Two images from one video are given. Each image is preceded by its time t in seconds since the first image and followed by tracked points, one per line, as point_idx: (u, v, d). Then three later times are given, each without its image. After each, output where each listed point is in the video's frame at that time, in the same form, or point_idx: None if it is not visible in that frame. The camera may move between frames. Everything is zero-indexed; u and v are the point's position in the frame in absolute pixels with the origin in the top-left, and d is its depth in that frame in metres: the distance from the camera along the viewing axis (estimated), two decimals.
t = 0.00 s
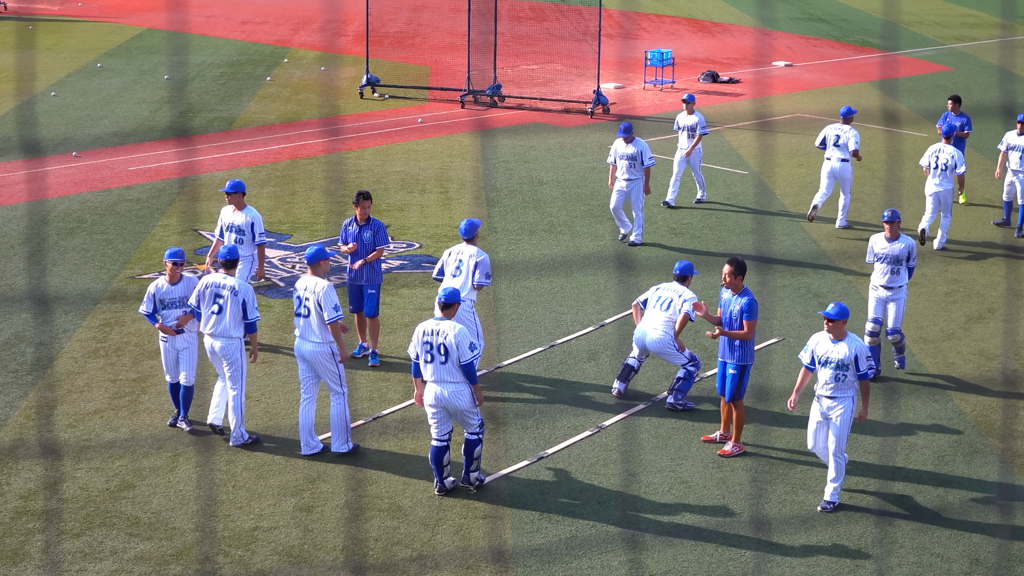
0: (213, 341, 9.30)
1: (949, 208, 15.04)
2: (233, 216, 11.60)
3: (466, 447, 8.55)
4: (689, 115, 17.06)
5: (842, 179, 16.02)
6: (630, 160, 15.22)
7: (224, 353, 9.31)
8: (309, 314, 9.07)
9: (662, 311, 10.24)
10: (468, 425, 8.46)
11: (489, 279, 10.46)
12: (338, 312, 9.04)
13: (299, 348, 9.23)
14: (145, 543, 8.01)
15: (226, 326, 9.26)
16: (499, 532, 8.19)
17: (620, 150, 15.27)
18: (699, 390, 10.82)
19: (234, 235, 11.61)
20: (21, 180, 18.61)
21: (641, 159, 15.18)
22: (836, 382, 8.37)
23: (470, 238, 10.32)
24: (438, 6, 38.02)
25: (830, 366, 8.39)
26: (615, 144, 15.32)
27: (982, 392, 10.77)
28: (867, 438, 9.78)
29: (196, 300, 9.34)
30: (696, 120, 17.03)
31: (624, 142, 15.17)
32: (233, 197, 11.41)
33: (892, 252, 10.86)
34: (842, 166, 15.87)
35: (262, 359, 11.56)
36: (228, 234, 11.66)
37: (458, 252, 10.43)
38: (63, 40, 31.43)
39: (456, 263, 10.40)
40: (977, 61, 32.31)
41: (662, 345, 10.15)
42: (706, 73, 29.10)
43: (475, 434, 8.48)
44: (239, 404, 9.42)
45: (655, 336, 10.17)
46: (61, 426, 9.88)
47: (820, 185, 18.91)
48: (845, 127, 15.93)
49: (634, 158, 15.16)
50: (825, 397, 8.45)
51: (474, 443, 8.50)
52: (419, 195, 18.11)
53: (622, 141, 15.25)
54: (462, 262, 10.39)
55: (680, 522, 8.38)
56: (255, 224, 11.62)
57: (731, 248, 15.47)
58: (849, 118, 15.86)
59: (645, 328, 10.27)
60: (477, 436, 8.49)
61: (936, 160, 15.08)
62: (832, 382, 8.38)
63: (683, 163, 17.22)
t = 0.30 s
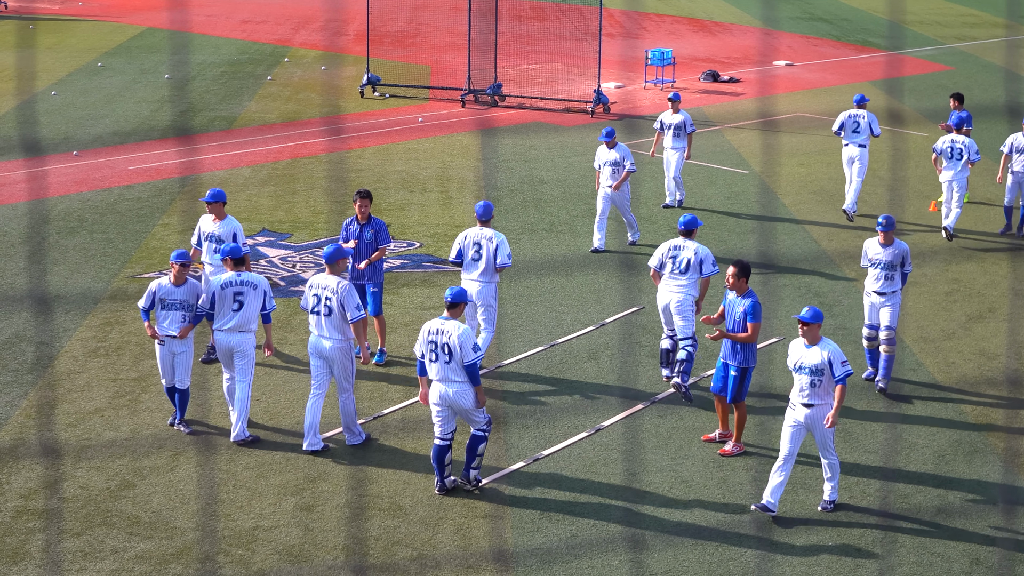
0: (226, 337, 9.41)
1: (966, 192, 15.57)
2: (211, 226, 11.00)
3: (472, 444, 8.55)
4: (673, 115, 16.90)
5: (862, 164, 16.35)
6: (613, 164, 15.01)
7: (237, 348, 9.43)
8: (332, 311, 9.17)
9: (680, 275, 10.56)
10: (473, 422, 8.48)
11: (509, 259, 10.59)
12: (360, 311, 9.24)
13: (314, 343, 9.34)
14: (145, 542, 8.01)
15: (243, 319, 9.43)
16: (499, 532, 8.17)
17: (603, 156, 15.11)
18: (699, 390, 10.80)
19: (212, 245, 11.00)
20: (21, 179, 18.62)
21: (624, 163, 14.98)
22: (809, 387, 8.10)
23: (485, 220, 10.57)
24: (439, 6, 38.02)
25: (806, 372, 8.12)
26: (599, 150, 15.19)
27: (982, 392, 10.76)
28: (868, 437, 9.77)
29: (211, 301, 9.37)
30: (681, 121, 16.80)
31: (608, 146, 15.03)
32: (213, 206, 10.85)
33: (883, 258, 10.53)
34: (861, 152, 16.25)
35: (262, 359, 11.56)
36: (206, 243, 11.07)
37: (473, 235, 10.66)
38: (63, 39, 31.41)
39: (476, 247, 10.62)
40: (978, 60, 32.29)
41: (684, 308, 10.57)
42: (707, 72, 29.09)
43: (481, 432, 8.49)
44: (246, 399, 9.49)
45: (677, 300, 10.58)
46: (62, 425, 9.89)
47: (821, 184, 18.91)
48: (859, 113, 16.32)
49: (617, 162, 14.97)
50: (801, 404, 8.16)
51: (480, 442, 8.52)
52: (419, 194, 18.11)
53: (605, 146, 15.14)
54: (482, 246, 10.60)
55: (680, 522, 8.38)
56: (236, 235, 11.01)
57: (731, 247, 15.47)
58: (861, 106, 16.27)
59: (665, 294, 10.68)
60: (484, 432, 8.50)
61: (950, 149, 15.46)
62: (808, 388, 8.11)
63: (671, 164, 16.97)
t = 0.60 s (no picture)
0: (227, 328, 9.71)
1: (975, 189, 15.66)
2: (193, 230, 10.92)
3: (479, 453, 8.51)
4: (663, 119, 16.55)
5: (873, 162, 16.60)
6: (597, 166, 14.75)
7: (241, 336, 9.75)
8: (349, 309, 9.27)
9: (690, 262, 10.90)
10: (479, 429, 8.45)
11: (528, 247, 10.88)
12: (383, 310, 9.55)
13: (328, 340, 9.37)
14: (145, 541, 8.01)
15: (245, 313, 9.70)
16: (500, 532, 8.18)
17: (586, 156, 14.86)
18: (698, 389, 10.81)
19: (194, 249, 10.91)
20: (21, 178, 18.61)
21: (608, 164, 14.74)
22: (773, 395, 7.99)
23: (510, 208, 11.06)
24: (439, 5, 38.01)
25: (770, 380, 7.99)
26: (581, 150, 14.94)
27: (982, 392, 10.76)
28: (868, 437, 9.78)
29: (212, 292, 9.59)
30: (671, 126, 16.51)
31: (591, 148, 14.78)
32: (193, 209, 10.76)
33: (883, 264, 10.35)
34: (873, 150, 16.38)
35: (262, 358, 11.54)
36: (188, 247, 10.95)
37: (498, 223, 11.09)
38: (63, 39, 31.40)
39: (499, 234, 11.03)
40: (978, 60, 32.28)
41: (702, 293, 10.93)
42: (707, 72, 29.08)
43: (488, 439, 8.44)
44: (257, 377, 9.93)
45: (693, 286, 10.93)
46: (62, 425, 9.89)
47: (821, 184, 18.92)
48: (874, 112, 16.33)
49: (602, 164, 14.70)
50: (767, 412, 8.05)
51: (486, 450, 8.46)
52: (419, 194, 18.11)
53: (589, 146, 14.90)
54: (504, 234, 10.99)
55: (679, 521, 8.38)
56: (214, 238, 10.88)
57: (731, 247, 15.46)
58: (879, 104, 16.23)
59: (683, 282, 11.01)
60: (489, 442, 8.45)
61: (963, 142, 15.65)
62: (773, 396, 8.00)
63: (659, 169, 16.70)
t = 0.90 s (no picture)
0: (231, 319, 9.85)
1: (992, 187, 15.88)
2: (169, 237, 10.47)
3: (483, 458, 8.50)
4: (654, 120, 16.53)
5: (885, 159, 17.01)
6: (582, 171, 14.57)
7: (244, 328, 9.90)
8: (350, 306, 9.32)
9: (707, 267, 10.93)
10: (484, 433, 8.40)
11: (551, 242, 11.20)
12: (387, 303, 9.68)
13: (330, 335, 9.39)
14: (145, 541, 8.01)
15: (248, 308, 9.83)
16: (499, 531, 8.17)
17: (571, 162, 14.70)
18: (698, 389, 10.80)
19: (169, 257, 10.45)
20: (21, 178, 18.60)
21: (593, 171, 14.56)
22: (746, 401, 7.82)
23: (532, 200, 11.33)
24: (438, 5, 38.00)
25: (743, 387, 7.83)
26: (565, 156, 14.76)
27: (982, 391, 10.76)
28: (868, 436, 9.78)
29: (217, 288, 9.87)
30: (661, 128, 16.47)
31: (574, 153, 14.60)
32: (170, 217, 10.33)
33: (879, 269, 10.05)
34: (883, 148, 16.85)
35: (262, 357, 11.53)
36: (162, 255, 10.48)
37: (518, 215, 11.35)
38: (62, 38, 31.38)
39: (520, 227, 11.30)
40: (978, 60, 32.26)
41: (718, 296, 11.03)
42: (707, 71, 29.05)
43: (491, 443, 8.39)
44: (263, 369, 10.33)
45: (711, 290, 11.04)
46: (62, 424, 9.88)
47: (821, 184, 18.91)
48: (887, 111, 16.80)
49: (587, 169, 14.54)
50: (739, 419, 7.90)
51: (487, 454, 8.42)
52: (419, 193, 18.10)
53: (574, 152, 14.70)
54: (525, 226, 11.27)
55: (680, 521, 8.37)
56: (191, 246, 10.44)
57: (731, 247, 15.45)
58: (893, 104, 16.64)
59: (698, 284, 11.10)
60: (492, 448, 8.40)
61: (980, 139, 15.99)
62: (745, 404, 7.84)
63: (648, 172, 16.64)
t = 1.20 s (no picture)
0: (246, 306, 10.12)
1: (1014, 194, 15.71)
2: (147, 244, 10.17)
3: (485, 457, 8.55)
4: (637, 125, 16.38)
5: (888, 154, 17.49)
6: (562, 177, 14.28)
7: (256, 318, 10.13)
8: (343, 300, 9.40)
9: (727, 250, 11.13)
10: (489, 433, 8.46)
11: (562, 267, 11.20)
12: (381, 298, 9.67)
13: (330, 331, 9.48)
14: (145, 542, 8.01)
15: (257, 294, 10.09)
16: (499, 533, 8.17)
17: (552, 168, 14.32)
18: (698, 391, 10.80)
19: (149, 264, 10.20)
20: (22, 178, 18.62)
21: (574, 177, 14.25)
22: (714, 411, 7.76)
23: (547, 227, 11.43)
24: (439, 6, 38.03)
25: (711, 396, 7.76)
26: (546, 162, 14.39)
27: (982, 392, 10.76)
28: (867, 437, 9.78)
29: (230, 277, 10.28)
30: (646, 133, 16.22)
31: (556, 159, 14.30)
32: (150, 223, 10.04)
33: (871, 277, 9.99)
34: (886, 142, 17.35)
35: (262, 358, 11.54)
36: (143, 261, 10.23)
37: (531, 240, 11.28)
38: (63, 39, 31.42)
39: (532, 249, 11.21)
40: (978, 61, 32.27)
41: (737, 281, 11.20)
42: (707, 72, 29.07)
43: (495, 443, 8.46)
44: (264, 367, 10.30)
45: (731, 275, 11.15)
46: (62, 425, 9.89)
47: (821, 185, 18.92)
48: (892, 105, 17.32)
49: (567, 176, 14.24)
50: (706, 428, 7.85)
51: (491, 454, 8.49)
52: (420, 194, 18.11)
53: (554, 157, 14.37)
54: (537, 249, 11.19)
55: (679, 522, 8.38)
56: (174, 252, 10.19)
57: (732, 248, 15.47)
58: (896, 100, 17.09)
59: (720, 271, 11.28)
60: (495, 449, 8.48)
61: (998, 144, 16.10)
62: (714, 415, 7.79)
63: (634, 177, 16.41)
